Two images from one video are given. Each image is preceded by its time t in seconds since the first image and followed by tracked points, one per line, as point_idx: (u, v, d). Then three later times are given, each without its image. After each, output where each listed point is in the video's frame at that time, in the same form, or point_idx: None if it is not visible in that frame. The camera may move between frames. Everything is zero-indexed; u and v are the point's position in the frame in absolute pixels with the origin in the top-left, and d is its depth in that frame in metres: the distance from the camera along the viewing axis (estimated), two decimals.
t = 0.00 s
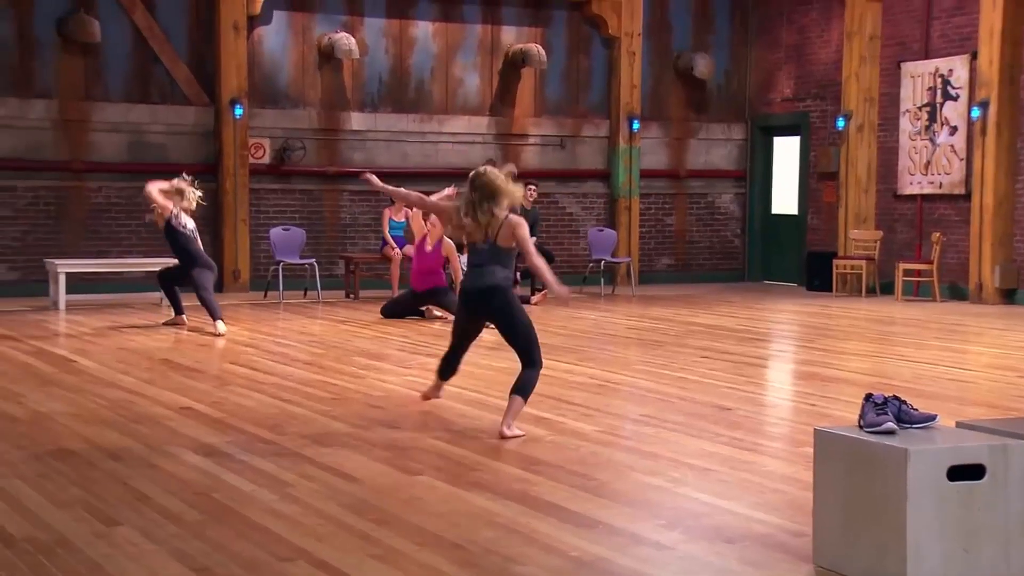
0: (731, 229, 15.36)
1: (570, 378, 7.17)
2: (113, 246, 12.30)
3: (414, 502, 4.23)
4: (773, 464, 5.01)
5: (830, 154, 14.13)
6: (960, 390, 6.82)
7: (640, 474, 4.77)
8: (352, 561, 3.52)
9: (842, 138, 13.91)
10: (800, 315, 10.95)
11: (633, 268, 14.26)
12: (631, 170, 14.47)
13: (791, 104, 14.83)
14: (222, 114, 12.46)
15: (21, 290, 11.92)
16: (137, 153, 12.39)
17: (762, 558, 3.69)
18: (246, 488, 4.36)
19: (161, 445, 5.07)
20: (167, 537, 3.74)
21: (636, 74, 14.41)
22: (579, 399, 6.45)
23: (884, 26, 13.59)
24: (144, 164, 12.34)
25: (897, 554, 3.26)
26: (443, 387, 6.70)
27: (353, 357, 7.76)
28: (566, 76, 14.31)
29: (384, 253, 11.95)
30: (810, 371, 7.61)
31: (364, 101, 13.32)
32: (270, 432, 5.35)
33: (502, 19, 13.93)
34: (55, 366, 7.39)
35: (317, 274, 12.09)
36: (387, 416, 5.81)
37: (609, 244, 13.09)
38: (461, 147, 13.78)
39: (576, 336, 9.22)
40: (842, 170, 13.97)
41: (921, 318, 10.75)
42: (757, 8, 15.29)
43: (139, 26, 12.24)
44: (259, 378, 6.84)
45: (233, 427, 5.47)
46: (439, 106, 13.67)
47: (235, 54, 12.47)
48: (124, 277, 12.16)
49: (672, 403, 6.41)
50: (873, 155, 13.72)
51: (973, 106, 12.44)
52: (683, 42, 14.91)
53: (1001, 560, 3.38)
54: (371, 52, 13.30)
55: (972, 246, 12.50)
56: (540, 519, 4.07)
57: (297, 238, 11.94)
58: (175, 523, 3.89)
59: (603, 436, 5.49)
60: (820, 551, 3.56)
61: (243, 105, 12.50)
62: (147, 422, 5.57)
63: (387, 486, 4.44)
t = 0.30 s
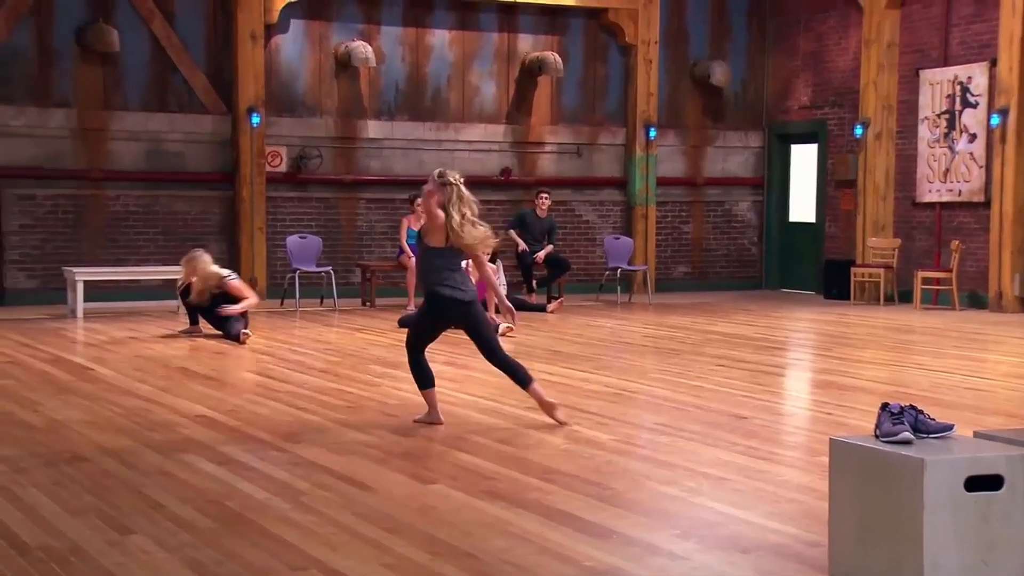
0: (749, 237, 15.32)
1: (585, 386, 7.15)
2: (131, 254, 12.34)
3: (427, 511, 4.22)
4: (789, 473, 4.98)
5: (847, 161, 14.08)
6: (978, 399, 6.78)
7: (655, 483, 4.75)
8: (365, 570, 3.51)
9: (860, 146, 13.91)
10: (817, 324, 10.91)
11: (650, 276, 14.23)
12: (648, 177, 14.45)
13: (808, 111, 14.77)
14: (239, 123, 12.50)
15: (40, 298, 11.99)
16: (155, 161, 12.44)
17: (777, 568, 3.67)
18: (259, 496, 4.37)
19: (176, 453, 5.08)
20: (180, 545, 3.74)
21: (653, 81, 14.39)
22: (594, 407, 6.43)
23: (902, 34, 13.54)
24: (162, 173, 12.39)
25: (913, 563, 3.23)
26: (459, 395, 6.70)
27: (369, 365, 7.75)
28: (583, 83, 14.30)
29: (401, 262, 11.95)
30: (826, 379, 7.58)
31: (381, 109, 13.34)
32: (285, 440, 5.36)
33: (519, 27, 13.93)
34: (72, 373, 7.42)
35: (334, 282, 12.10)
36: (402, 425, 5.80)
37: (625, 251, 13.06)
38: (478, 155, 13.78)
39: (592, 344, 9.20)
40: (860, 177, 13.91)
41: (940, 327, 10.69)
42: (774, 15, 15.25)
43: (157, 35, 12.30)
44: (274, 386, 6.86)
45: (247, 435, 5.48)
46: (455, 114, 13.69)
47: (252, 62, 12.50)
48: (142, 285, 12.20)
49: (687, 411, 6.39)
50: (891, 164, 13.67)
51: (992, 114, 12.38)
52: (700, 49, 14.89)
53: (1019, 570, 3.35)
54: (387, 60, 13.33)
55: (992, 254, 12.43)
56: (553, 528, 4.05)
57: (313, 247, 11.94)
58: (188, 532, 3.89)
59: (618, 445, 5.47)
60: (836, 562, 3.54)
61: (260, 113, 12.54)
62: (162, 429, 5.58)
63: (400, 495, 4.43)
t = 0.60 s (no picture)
0: (763, 239, 15.28)
1: (598, 388, 7.13)
2: (145, 256, 12.37)
3: (438, 513, 4.21)
4: (802, 476, 4.96)
5: (862, 162, 14.03)
6: (993, 402, 6.74)
7: (667, 486, 4.73)
8: (375, 572, 3.50)
9: (875, 147, 13.83)
10: (832, 326, 10.87)
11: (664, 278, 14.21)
12: (661, 179, 14.43)
13: (823, 113, 14.72)
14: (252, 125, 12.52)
15: (55, 300, 12.02)
16: (169, 163, 12.46)
17: (789, 571, 3.65)
18: (270, 498, 4.36)
19: (188, 455, 5.09)
20: (191, 547, 3.74)
21: (666, 83, 14.35)
22: (606, 410, 6.42)
23: (917, 34, 13.48)
24: (176, 174, 12.42)
25: (926, 567, 3.20)
26: (471, 397, 6.69)
27: (381, 367, 7.75)
28: (597, 85, 14.28)
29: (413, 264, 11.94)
30: (840, 381, 7.55)
31: (394, 111, 13.34)
32: (296, 442, 5.36)
33: (532, 29, 13.93)
34: (86, 375, 7.43)
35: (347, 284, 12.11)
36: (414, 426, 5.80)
37: (639, 253, 13.04)
38: (490, 156, 13.78)
39: (605, 346, 9.18)
40: (875, 179, 13.86)
41: (955, 329, 10.64)
42: (788, 16, 15.20)
43: (171, 37, 12.33)
44: (286, 388, 6.86)
45: (259, 436, 5.48)
46: (469, 116, 13.69)
47: (266, 65, 12.52)
48: (156, 287, 12.23)
49: (700, 414, 6.37)
50: (906, 166, 13.61)
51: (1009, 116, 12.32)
52: (714, 50, 14.86)
53: None
54: (401, 61, 13.34)
55: (1009, 256, 12.38)
56: (565, 531, 4.03)
57: (326, 249, 11.95)
58: (199, 533, 3.90)
59: (629, 447, 5.45)
60: (847, 565, 3.51)
61: (274, 116, 12.55)
62: (174, 431, 5.59)
63: (410, 497, 4.43)
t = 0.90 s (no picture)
0: (776, 240, 15.24)
1: (609, 390, 7.12)
2: (157, 257, 12.39)
3: (448, 515, 4.20)
4: (814, 478, 4.93)
5: (876, 163, 13.99)
6: (1007, 404, 6.70)
7: (678, 488, 4.71)
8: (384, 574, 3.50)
9: (888, 148, 13.79)
10: (846, 328, 10.82)
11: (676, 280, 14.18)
12: (674, 181, 14.40)
13: (836, 114, 14.67)
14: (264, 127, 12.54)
15: (69, 301, 12.05)
16: (181, 165, 12.49)
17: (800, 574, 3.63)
18: (280, 499, 4.37)
19: (199, 456, 5.09)
20: (200, 548, 3.74)
21: (679, 84, 14.33)
22: (617, 412, 6.40)
23: (931, 35, 13.43)
24: (189, 176, 12.44)
25: (938, 571, 3.18)
26: (483, 399, 6.68)
27: (393, 369, 7.75)
28: (609, 86, 14.26)
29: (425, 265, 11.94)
30: (853, 384, 7.52)
31: (407, 112, 13.35)
32: (306, 443, 5.36)
33: (544, 30, 13.92)
34: (98, 377, 7.45)
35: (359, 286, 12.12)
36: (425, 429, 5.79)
37: (651, 255, 13.02)
38: (502, 157, 13.77)
39: (617, 348, 9.16)
40: (888, 180, 13.81)
41: (969, 331, 10.59)
42: (802, 17, 15.16)
43: (184, 39, 12.35)
44: (297, 389, 6.86)
45: (270, 438, 5.48)
46: (481, 117, 13.69)
47: (279, 67, 12.54)
48: (169, 289, 12.26)
49: (712, 416, 6.35)
50: (920, 167, 13.55)
51: None
52: (726, 51, 14.83)
53: None
54: (413, 63, 13.34)
55: None
56: (575, 533, 4.02)
57: (338, 251, 11.96)
58: (209, 535, 3.90)
59: (640, 449, 5.44)
60: (859, 569, 3.49)
61: (286, 117, 12.57)
62: (186, 433, 5.59)
63: (420, 499, 4.42)
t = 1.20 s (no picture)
0: (784, 240, 15.21)
1: (617, 390, 7.11)
2: (166, 257, 12.40)
3: (455, 515, 4.20)
4: (822, 478, 4.92)
5: (884, 163, 13.95)
6: (1016, 405, 6.68)
7: (686, 488, 4.70)
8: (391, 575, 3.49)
9: (897, 147, 13.74)
10: (855, 328, 10.79)
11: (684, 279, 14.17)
12: (682, 180, 14.37)
13: (845, 114, 14.64)
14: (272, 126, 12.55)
15: (78, 300, 12.08)
16: (189, 165, 12.50)
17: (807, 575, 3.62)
18: (287, 499, 4.37)
19: (206, 456, 5.10)
20: (208, 548, 3.74)
21: (686, 83, 14.30)
22: (625, 411, 6.39)
23: (940, 34, 13.39)
24: (197, 176, 12.46)
25: (947, 572, 3.17)
26: (490, 398, 6.67)
27: (400, 369, 7.75)
28: (617, 86, 14.25)
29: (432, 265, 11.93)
30: (861, 384, 7.50)
31: (414, 112, 13.35)
32: (314, 443, 5.36)
33: (552, 30, 13.91)
34: (106, 376, 7.46)
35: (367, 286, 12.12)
36: (432, 429, 5.79)
37: (659, 254, 13.00)
38: (510, 157, 13.76)
39: (624, 348, 9.15)
40: (897, 180, 13.77)
41: (978, 331, 10.55)
42: (810, 16, 15.14)
43: (192, 39, 12.36)
44: (305, 389, 6.87)
45: (277, 438, 5.48)
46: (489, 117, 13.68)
47: (287, 67, 12.55)
48: (177, 288, 12.27)
49: (719, 416, 6.33)
50: (929, 166, 13.52)
51: None
52: (735, 51, 14.80)
53: None
54: (421, 63, 13.35)
55: None
56: (582, 534, 4.01)
57: (346, 250, 11.97)
58: (216, 534, 3.90)
59: (648, 449, 5.43)
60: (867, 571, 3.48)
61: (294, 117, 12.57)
62: (194, 432, 5.60)
63: (427, 499, 4.42)
